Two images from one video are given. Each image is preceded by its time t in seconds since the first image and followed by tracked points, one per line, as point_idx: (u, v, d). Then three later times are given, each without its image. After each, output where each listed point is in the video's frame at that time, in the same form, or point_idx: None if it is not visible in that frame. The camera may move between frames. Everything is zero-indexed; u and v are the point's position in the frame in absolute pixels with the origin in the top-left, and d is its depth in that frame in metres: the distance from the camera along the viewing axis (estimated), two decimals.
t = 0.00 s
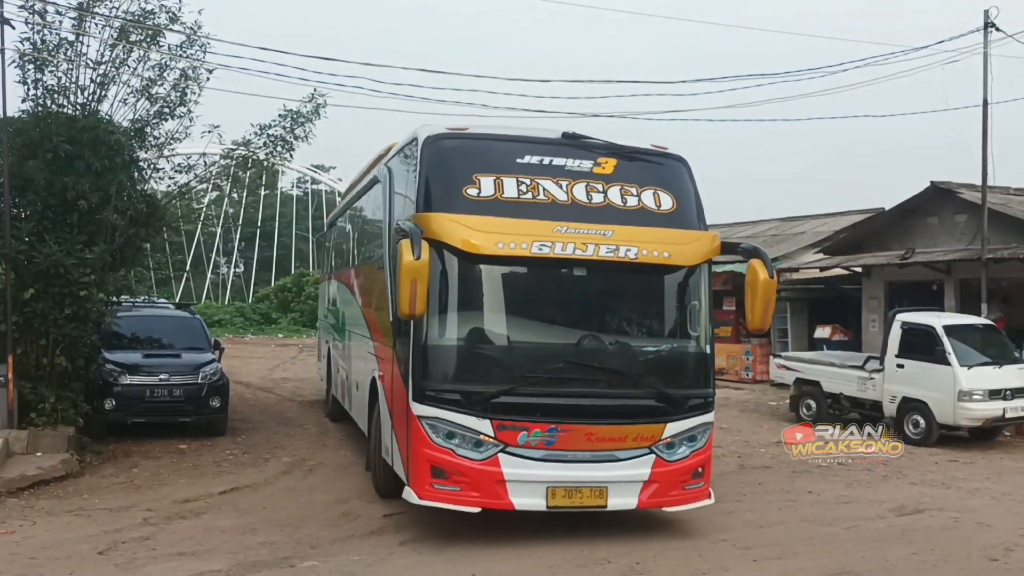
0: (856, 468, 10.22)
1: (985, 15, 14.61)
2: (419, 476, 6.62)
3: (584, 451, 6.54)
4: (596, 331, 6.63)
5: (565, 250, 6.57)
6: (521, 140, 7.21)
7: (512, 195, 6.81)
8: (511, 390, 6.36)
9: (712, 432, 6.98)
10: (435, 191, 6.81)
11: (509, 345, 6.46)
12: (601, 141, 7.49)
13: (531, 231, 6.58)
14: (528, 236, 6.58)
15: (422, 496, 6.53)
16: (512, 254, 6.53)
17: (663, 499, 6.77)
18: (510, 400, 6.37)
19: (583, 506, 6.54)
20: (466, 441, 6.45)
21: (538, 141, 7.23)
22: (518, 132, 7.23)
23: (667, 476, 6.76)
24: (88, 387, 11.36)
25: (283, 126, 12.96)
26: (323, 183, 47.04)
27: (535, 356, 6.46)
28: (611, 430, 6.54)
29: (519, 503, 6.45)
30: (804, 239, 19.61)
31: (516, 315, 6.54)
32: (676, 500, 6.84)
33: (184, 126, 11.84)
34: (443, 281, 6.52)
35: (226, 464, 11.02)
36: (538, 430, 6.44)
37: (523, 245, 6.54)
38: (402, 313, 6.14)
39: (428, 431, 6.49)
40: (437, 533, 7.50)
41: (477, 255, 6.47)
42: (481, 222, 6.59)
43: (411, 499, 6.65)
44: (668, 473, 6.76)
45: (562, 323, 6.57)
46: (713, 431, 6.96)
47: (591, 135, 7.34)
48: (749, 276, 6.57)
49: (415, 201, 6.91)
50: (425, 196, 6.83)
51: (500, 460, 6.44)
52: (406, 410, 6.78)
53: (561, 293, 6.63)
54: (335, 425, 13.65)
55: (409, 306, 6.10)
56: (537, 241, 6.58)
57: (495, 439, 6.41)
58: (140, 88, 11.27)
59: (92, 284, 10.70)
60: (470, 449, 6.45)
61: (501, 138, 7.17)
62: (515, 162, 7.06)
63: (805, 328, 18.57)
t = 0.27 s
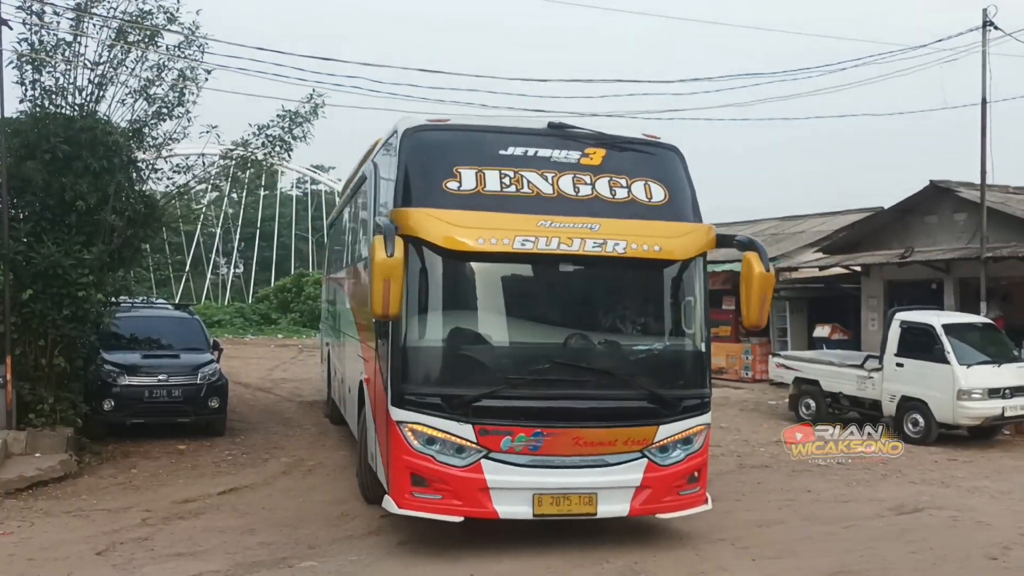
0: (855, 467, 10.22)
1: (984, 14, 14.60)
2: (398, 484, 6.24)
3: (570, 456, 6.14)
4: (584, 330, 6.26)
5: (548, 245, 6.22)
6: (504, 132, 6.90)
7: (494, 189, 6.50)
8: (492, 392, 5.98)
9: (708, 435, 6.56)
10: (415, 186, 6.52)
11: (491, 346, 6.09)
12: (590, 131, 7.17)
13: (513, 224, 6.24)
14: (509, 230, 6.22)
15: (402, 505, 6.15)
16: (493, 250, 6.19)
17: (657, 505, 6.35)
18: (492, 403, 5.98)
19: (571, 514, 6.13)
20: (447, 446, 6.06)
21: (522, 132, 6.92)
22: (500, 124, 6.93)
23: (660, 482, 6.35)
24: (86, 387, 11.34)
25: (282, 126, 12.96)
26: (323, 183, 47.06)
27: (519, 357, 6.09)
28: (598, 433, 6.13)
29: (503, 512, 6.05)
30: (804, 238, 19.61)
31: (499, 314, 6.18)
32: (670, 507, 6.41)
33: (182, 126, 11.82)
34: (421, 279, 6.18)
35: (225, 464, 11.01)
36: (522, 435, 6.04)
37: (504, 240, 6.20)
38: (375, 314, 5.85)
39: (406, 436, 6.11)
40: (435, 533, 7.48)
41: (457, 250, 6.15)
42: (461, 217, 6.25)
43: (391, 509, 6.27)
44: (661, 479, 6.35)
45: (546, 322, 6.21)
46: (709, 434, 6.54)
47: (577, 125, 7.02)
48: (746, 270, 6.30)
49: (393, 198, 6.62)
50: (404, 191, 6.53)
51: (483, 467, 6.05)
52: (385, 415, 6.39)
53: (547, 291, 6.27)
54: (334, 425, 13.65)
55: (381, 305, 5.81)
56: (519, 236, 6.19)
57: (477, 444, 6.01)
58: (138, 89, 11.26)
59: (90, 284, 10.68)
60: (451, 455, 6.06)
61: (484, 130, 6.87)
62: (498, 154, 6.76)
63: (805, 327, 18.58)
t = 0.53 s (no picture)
0: (853, 462, 10.23)
1: (982, 8, 14.59)
2: (373, 492, 5.92)
3: (553, 458, 5.82)
4: (565, 326, 5.97)
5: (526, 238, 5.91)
6: (481, 120, 6.59)
7: (469, 179, 6.18)
8: (468, 393, 5.69)
9: (700, 433, 6.21)
10: (386, 179, 6.20)
11: (467, 344, 5.81)
12: (571, 117, 6.84)
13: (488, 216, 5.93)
14: (484, 222, 5.95)
15: (376, 513, 5.83)
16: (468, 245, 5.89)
17: (646, 508, 6.01)
18: (468, 404, 5.69)
19: (556, 520, 5.82)
20: (423, 451, 5.75)
21: (500, 120, 6.60)
22: (477, 113, 6.62)
23: (650, 484, 6.00)
24: (85, 386, 11.34)
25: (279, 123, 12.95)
26: (322, 182, 47.08)
27: (497, 355, 5.79)
28: (582, 434, 5.81)
29: (483, 519, 5.73)
30: (803, 234, 19.60)
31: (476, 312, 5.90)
32: (661, 509, 6.07)
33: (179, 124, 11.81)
34: (396, 278, 5.90)
35: (224, 462, 11.01)
36: (501, 437, 5.73)
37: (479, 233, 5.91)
38: (339, 314, 5.60)
39: (380, 442, 5.80)
40: (434, 530, 7.48)
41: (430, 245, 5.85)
42: (434, 209, 5.96)
43: (366, 518, 5.94)
44: (650, 481, 6.00)
45: (525, 319, 5.92)
46: (701, 431, 6.19)
47: (557, 111, 6.70)
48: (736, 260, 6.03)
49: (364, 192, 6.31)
50: (374, 184, 6.22)
51: (461, 472, 5.73)
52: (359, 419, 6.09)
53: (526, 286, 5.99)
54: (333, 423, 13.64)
55: (345, 306, 5.56)
56: (494, 228, 5.94)
57: (454, 448, 5.71)
58: (135, 87, 11.25)
59: (88, 284, 10.66)
60: (427, 460, 5.75)
61: (458, 119, 6.57)
62: (473, 144, 6.44)
63: (804, 323, 18.57)
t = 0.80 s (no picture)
0: (851, 455, 10.22)
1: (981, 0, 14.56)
2: (343, 495, 5.50)
3: (532, 459, 5.35)
4: (545, 318, 5.48)
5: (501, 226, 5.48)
6: (457, 104, 6.17)
7: (442, 165, 5.75)
8: (439, 392, 5.23)
9: (690, 429, 5.74)
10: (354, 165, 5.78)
11: (438, 340, 5.36)
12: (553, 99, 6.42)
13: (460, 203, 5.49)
14: (456, 210, 5.50)
15: (345, 518, 5.41)
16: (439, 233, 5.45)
17: (631, 511, 5.53)
18: (439, 403, 5.23)
19: (536, 524, 5.36)
20: (393, 451, 5.30)
21: (477, 103, 6.18)
22: (452, 95, 6.20)
23: (636, 485, 5.53)
24: (83, 381, 11.34)
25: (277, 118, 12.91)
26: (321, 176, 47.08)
27: (470, 350, 5.34)
28: (562, 433, 5.34)
29: (458, 523, 5.30)
30: (801, 227, 19.58)
31: (449, 305, 5.46)
32: (649, 512, 5.60)
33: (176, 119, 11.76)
34: (366, 270, 5.46)
35: (221, 457, 10.99)
36: (474, 436, 5.27)
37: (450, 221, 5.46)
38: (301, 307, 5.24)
39: (348, 442, 5.35)
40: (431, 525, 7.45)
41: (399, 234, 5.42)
42: (403, 196, 5.52)
43: (336, 523, 5.53)
44: (636, 482, 5.53)
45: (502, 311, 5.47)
46: (691, 427, 5.73)
47: (538, 94, 6.28)
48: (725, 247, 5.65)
49: (330, 181, 5.90)
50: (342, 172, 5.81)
51: (433, 474, 5.29)
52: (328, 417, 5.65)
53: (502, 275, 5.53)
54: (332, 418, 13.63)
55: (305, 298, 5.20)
56: (467, 216, 5.49)
57: (425, 448, 5.26)
58: (131, 82, 11.21)
59: (86, 279, 10.64)
60: (398, 461, 5.31)
61: (433, 102, 6.15)
62: (447, 128, 6.02)
63: (803, 316, 18.56)
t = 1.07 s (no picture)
0: (848, 447, 10.22)
1: None
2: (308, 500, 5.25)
3: (507, 463, 5.09)
4: (523, 314, 5.25)
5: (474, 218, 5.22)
6: (432, 88, 5.89)
7: (414, 153, 5.50)
8: (409, 391, 4.98)
9: (676, 433, 5.47)
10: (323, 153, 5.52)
11: (409, 337, 5.10)
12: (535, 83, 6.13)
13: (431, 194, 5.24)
14: (427, 200, 5.24)
15: (310, 524, 5.17)
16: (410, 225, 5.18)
17: (612, 518, 5.27)
18: (408, 404, 4.99)
19: (510, 532, 5.10)
20: (360, 454, 5.06)
21: (453, 87, 5.90)
22: (428, 80, 5.92)
23: (617, 492, 5.26)
24: (81, 374, 11.34)
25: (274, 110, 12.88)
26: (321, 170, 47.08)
27: (443, 348, 5.09)
28: (538, 436, 5.08)
29: (428, 531, 5.04)
30: (800, 219, 19.58)
31: (421, 299, 5.23)
32: (629, 520, 5.33)
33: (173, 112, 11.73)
34: (334, 264, 5.19)
35: (219, 450, 10.99)
36: (446, 440, 5.01)
37: (421, 212, 5.20)
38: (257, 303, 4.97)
39: (313, 445, 5.11)
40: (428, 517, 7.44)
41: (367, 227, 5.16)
42: (373, 186, 5.26)
43: (301, 530, 5.29)
44: (617, 489, 5.26)
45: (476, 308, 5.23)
46: (676, 430, 5.45)
47: (518, 78, 6.01)
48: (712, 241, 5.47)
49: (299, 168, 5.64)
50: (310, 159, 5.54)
51: (402, 479, 5.03)
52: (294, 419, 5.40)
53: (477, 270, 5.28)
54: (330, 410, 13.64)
55: (262, 293, 4.93)
56: (438, 207, 5.22)
57: (394, 451, 5.01)
58: (128, 75, 11.19)
59: (83, 272, 10.62)
60: (365, 465, 5.07)
61: (406, 87, 5.87)
62: (422, 113, 5.75)
63: (802, 309, 18.57)
